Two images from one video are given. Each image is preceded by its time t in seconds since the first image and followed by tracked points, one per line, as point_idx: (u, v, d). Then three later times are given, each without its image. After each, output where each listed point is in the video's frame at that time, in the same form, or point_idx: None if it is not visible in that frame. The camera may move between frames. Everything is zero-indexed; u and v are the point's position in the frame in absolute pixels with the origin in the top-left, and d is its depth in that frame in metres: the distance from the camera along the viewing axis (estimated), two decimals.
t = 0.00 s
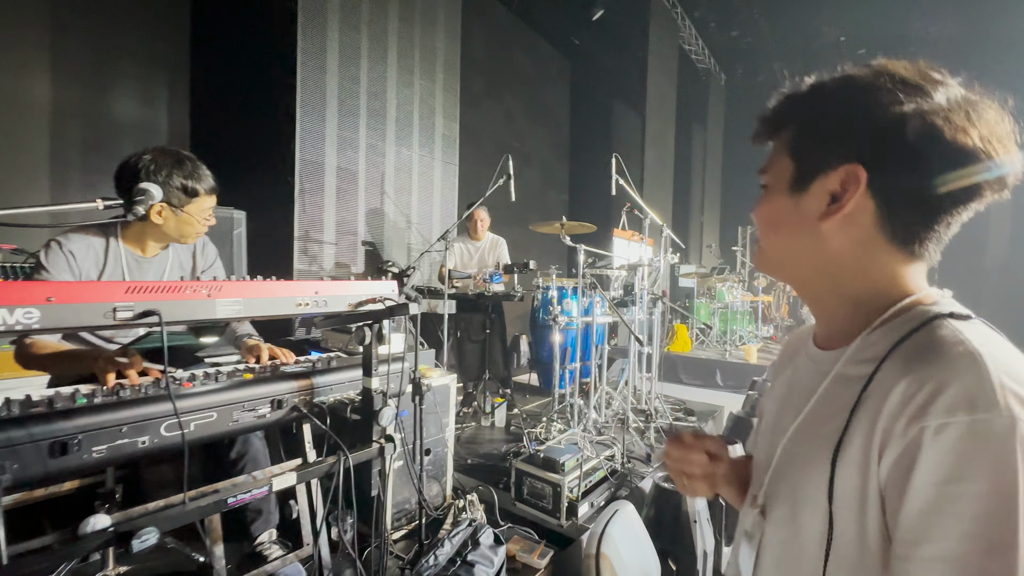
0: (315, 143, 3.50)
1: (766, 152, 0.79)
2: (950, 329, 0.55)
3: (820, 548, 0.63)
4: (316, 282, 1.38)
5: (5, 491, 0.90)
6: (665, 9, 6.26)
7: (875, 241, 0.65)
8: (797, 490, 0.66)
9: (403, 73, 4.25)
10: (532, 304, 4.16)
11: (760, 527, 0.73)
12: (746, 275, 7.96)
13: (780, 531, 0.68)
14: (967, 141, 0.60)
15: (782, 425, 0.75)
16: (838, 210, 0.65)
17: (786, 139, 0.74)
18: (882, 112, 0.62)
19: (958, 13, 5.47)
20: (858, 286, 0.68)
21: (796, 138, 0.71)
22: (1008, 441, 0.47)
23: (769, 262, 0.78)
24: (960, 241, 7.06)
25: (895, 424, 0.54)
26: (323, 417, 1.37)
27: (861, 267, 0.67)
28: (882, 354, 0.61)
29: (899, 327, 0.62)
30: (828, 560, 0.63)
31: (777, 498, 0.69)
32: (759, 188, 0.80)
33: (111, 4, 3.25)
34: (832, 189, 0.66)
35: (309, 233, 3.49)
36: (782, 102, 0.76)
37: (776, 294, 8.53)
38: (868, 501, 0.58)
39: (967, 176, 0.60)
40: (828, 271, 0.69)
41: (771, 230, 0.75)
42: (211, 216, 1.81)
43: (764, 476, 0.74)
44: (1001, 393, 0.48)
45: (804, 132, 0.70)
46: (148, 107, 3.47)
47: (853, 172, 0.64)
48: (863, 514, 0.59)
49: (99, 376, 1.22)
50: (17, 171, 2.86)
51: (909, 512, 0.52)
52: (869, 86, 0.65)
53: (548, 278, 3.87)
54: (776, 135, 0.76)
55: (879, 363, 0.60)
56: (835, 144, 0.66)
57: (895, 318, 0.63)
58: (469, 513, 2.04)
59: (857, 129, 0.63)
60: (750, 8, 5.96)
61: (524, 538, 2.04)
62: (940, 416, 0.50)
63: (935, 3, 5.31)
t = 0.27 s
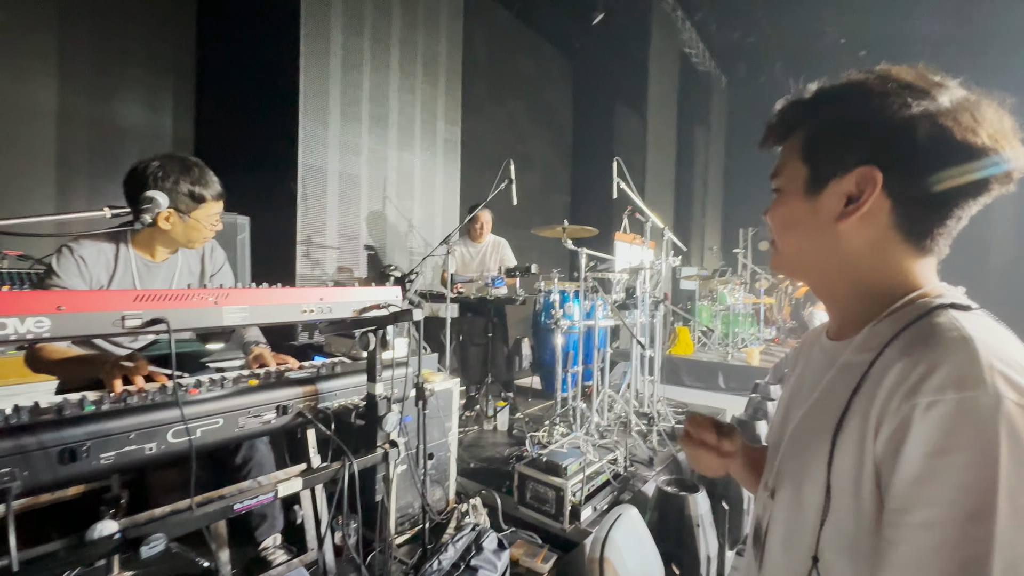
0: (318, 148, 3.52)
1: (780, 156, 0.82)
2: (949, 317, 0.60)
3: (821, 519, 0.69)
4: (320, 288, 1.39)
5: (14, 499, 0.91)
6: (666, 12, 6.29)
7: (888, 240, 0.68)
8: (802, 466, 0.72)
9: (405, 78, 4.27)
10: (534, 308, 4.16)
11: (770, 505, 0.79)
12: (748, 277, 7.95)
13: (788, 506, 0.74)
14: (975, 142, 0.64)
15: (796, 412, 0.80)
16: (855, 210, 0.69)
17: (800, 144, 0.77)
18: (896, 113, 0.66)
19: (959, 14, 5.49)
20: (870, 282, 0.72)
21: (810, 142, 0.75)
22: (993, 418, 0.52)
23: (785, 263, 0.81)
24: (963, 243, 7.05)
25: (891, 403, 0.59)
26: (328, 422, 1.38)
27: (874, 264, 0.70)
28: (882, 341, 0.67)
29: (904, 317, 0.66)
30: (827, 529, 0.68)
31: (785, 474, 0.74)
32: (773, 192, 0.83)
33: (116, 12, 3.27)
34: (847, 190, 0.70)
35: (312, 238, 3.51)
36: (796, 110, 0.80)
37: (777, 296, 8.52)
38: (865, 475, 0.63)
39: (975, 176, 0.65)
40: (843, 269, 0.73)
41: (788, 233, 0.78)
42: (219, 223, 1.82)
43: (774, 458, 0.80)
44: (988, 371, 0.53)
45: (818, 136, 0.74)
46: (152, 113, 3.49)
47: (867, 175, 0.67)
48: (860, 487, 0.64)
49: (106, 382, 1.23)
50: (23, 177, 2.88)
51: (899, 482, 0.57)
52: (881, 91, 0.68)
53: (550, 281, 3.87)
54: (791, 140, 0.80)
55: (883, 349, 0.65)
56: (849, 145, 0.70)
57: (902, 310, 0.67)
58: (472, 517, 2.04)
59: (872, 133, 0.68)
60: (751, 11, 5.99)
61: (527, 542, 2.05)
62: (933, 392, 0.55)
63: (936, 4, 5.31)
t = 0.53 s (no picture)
0: (317, 147, 3.52)
1: (794, 161, 0.80)
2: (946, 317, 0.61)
3: (820, 516, 0.70)
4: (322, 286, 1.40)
5: (19, 493, 0.91)
6: (664, 12, 6.29)
7: (915, 245, 0.69)
8: (801, 466, 0.73)
9: (404, 78, 4.27)
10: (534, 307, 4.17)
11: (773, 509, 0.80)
12: (747, 276, 7.97)
13: (789, 506, 0.75)
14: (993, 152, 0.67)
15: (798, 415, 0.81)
16: (899, 217, 0.67)
17: (822, 150, 0.76)
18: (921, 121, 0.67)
19: (957, 13, 5.50)
20: (891, 287, 0.72)
21: (837, 147, 0.74)
22: (980, 410, 0.53)
23: (804, 270, 0.79)
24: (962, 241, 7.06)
25: (886, 398, 0.61)
26: (329, 419, 1.39)
27: (900, 270, 0.71)
28: (885, 339, 0.68)
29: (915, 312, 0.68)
30: (827, 526, 0.69)
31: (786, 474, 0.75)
32: (790, 197, 0.80)
33: (114, 12, 3.28)
34: (885, 196, 0.69)
35: (312, 237, 3.51)
36: (803, 122, 0.80)
37: (777, 294, 8.53)
38: (861, 470, 0.64)
39: (986, 178, 0.67)
40: (869, 274, 0.72)
41: (821, 240, 0.74)
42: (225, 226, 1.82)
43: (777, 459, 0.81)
44: (979, 367, 0.54)
45: (842, 142, 0.73)
46: (151, 113, 3.49)
47: (912, 180, 0.66)
48: (857, 483, 0.65)
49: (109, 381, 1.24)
50: (22, 178, 2.89)
51: (891, 474, 0.58)
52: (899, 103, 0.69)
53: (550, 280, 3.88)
54: (809, 145, 0.78)
55: (883, 348, 0.67)
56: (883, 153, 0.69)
57: (911, 312, 0.68)
58: (472, 515, 2.05)
59: (908, 145, 0.67)
60: (750, 10, 6.00)
61: (527, 539, 2.06)
62: (926, 386, 0.57)
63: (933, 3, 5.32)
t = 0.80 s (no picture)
0: (317, 146, 3.53)
1: (796, 149, 0.81)
2: (937, 299, 0.63)
3: (816, 496, 0.71)
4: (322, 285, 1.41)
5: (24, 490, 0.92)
6: (662, 11, 6.31)
7: (912, 231, 0.72)
8: (796, 446, 0.74)
9: (403, 78, 4.28)
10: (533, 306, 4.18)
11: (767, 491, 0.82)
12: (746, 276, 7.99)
13: (784, 487, 0.76)
14: (982, 142, 0.69)
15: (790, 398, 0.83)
16: (908, 199, 0.68)
17: (827, 139, 0.77)
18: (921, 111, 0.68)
19: (954, 12, 5.51)
20: (886, 273, 0.74)
21: (842, 135, 0.75)
22: (974, 386, 0.54)
23: (806, 256, 0.80)
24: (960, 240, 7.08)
25: (881, 377, 0.62)
26: (330, 416, 1.40)
27: (899, 254, 0.72)
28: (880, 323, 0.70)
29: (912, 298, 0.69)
30: (824, 506, 0.70)
31: (781, 456, 0.77)
32: (794, 184, 0.80)
33: (113, 12, 3.28)
34: (890, 181, 0.70)
35: (312, 236, 3.52)
36: (806, 113, 0.82)
37: (775, 294, 8.55)
38: (857, 449, 0.65)
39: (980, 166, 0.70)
40: (869, 259, 0.74)
41: (831, 222, 0.75)
42: (227, 226, 1.79)
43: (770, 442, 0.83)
44: (970, 346, 0.55)
45: (845, 132, 0.74)
46: (150, 113, 3.50)
47: (916, 166, 0.67)
48: (852, 462, 0.66)
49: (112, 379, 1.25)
50: (22, 177, 2.89)
51: (888, 450, 0.59)
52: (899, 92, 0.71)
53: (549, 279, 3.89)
54: (813, 135, 0.79)
55: (878, 331, 0.68)
56: (886, 139, 0.70)
57: (902, 294, 0.70)
58: (472, 512, 2.06)
59: (907, 132, 0.69)
60: (748, 10, 6.01)
61: (527, 536, 2.07)
62: (920, 365, 0.58)
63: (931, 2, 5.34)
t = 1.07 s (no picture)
0: (317, 148, 3.53)
1: (796, 156, 0.80)
2: (921, 314, 0.64)
3: (807, 505, 0.72)
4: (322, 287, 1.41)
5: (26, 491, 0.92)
6: (661, 13, 6.33)
7: (899, 247, 0.74)
8: (786, 455, 0.75)
9: (403, 80, 4.29)
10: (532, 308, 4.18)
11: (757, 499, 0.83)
12: (745, 277, 8.01)
13: (775, 496, 0.77)
14: (970, 166, 0.72)
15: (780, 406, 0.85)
16: (903, 217, 0.70)
17: (825, 149, 0.77)
18: (922, 133, 0.70)
19: (952, 15, 5.54)
20: (873, 286, 0.76)
21: (843, 147, 0.75)
22: (960, 402, 0.54)
23: (797, 267, 0.81)
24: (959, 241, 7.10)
25: (870, 390, 0.63)
26: (330, 418, 1.40)
27: (886, 267, 0.75)
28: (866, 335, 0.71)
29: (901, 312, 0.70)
30: (814, 515, 0.71)
31: (771, 464, 0.78)
32: (790, 192, 0.80)
33: (113, 13, 3.28)
34: (887, 198, 0.71)
35: (311, 238, 3.52)
36: (809, 117, 0.81)
37: (774, 295, 8.57)
38: (847, 462, 0.66)
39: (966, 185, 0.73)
40: (858, 272, 0.76)
41: (825, 236, 0.75)
42: (220, 232, 1.77)
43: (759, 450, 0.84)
44: (957, 363, 0.56)
45: (843, 142, 0.75)
46: (150, 115, 3.50)
47: (912, 184, 0.69)
48: (842, 474, 0.67)
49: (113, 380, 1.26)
50: (22, 179, 2.90)
51: (877, 465, 0.60)
52: (900, 109, 0.72)
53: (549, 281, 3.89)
54: (813, 142, 0.78)
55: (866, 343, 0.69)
56: (886, 157, 0.71)
57: (884, 307, 0.72)
58: (472, 514, 2.06)
59: (904, 152, 0.70)
60: (747, 12, 6.03)
61: (526, 538, 2.07)
62: (908, 380, 0.58)
63: (928, 6, 5.38)
